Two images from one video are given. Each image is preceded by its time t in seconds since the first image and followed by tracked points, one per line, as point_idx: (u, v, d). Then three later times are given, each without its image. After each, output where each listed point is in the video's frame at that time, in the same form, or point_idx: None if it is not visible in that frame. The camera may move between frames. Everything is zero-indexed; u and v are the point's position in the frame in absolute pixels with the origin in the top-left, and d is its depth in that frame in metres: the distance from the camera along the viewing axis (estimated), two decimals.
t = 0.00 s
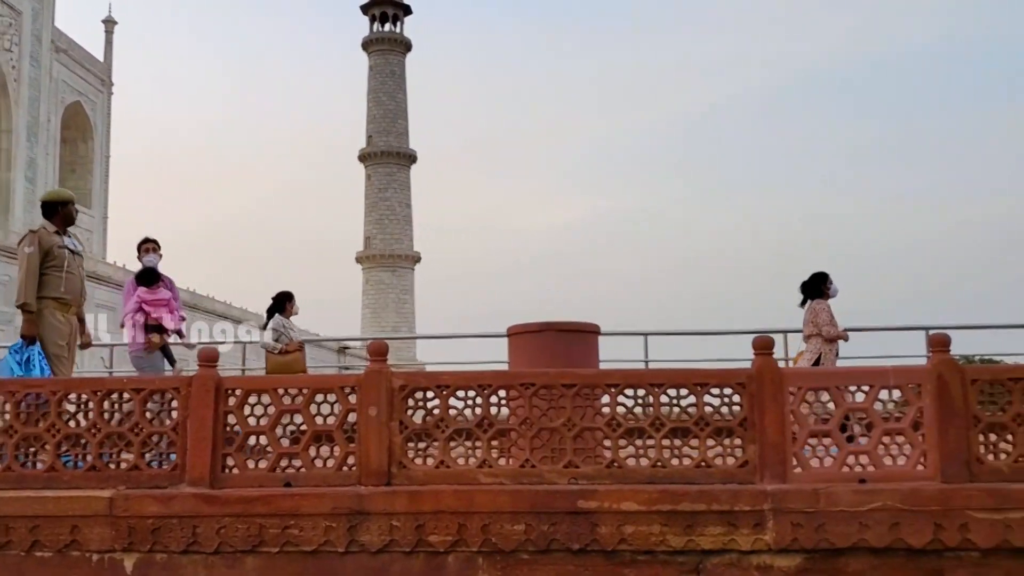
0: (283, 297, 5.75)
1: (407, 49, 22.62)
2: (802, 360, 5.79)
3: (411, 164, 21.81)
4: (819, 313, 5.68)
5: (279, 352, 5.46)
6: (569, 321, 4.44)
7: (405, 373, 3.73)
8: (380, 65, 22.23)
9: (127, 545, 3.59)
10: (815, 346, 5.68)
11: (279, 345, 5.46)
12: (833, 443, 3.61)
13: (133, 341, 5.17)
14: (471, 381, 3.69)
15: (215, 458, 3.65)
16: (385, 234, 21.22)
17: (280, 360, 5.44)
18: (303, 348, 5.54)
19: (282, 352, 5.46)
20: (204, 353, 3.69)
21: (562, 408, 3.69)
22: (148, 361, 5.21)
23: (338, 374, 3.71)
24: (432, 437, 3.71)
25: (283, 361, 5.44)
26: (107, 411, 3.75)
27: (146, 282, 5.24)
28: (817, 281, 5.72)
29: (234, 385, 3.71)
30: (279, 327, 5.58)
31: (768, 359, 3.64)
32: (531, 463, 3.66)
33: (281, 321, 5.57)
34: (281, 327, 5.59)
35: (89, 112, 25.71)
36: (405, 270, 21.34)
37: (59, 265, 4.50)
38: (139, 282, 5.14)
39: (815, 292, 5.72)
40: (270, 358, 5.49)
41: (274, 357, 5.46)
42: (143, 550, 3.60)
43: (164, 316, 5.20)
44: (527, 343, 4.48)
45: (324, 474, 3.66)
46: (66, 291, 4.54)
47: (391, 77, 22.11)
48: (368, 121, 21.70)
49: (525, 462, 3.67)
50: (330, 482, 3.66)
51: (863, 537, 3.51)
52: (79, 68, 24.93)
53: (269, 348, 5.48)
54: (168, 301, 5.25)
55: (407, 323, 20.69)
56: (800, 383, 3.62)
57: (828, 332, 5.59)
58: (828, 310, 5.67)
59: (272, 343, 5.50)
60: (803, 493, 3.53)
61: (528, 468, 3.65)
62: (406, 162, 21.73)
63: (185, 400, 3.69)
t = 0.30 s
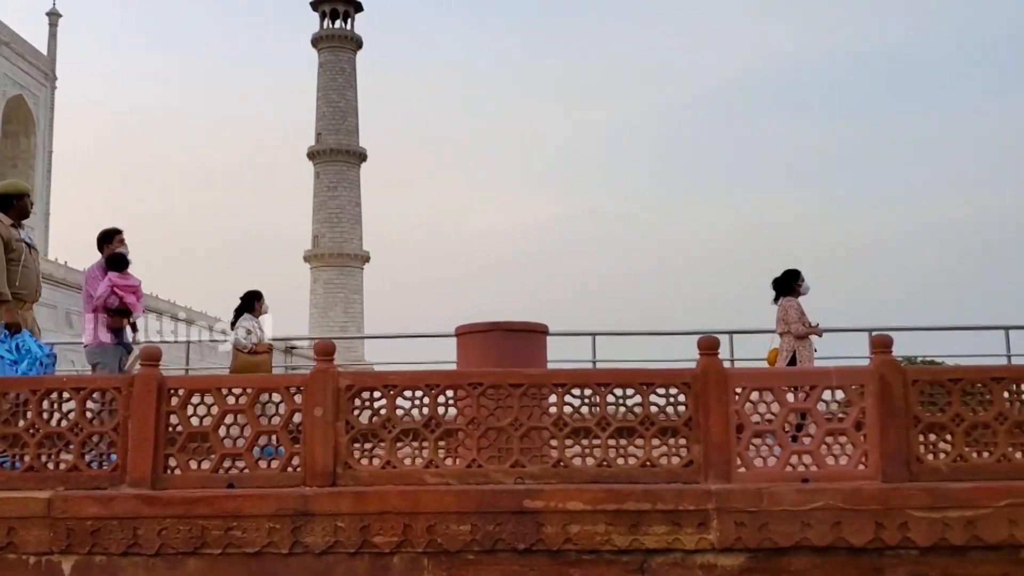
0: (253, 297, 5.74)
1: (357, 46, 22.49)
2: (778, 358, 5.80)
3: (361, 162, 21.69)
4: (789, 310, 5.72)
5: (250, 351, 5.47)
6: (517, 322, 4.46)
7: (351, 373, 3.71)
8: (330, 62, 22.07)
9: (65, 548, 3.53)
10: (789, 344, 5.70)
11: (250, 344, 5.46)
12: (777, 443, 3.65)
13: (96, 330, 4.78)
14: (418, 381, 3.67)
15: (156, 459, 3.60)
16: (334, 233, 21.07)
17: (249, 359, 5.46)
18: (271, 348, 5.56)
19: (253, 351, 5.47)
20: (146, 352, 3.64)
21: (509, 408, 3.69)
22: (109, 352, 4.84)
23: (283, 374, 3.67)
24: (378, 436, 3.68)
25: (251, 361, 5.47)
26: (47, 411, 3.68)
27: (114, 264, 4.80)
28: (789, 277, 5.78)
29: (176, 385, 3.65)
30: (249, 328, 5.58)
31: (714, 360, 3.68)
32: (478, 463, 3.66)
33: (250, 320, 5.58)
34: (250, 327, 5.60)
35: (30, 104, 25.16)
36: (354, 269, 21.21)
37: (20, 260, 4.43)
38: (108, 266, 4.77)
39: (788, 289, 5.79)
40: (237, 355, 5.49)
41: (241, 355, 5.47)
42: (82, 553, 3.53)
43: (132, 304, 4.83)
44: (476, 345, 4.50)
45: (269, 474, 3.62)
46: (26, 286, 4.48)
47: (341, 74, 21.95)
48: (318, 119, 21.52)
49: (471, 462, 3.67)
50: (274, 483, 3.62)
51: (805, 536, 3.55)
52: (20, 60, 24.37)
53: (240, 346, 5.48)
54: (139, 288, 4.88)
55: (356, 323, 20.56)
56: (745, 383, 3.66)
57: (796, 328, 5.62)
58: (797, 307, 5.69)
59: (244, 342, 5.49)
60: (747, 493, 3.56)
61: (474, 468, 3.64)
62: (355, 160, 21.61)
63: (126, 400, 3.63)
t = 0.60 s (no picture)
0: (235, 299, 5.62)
1: (319, 41, 22.32)
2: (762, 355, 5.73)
3: (321, 158, 21.57)
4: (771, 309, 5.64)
5: (229, 350, 5.34)
6: (479, 320, 4.42)
7: (310, 370, 3.65)
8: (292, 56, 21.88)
9: (13, 547, 3.44)
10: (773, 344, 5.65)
11: (229, 341, 5.33)
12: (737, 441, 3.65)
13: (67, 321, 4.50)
14: (378, 379, 3.63)
15: (107, 457, 3.52)
16: (294, 229, 20.89)
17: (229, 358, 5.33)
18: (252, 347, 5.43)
19: (233, 350, 5.35)
20: (98, 349, 3.55)
21: (469, 406, 3.66)
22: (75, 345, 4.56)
23: (239, 371, 3.60)
24: (336, 435, 3.63)
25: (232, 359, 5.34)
26: None
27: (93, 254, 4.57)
28: (777, 275, 5.71)
29: (129, 382, 3.57)
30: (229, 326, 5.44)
31: (675, 358, 3.67)
32: (437, 462, 3.62)
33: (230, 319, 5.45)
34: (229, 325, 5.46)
35: None
36: (314, 266, 21.05)
37: None
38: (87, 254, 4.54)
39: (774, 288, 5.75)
40: (217, 355, 5.36)
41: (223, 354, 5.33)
42: (30, 553, 3.45)
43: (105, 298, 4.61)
44: (438, 343, 4.45)
45: (223, 473, 3.55)
46: None
47: (303, 68, 21.78)
48: (279, 113, 21.32)
49: (431, 461, 3.62)
50: (229, 482, 3.55)
51: (765, 535, 3.55)
52: None
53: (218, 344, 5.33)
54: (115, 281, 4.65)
55: (316, 320, 20.41)
56: (705, 382, 3.66)
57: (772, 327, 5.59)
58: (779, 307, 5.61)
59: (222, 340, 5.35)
60: (707, 492, 3.56)
61: (434, 466, 3.60)
62: (316, 156, 21.45)
63: (77, 397, 3.55)
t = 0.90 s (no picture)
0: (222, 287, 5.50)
1: (286, 36, 22.16)
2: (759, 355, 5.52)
3: (289, 154, 21.43)
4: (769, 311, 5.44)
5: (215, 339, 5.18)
6: (446, 317, 4.39)
7: (273, 367, 3.60)
8: (259, 51, 21.70)
9: None
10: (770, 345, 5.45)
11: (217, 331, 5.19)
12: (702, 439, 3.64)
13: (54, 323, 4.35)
14: (341, 376, 3.59)
15: (63, 453, 3.45)
16: (260, 225, 20.72)
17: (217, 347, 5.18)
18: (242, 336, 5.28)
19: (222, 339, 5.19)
20: (54, 343, 3.48)
21: (435, 403, 3.62)
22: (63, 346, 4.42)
23: (200, 367, 3.55)
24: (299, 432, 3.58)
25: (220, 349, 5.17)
26: None
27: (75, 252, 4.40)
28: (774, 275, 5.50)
29: (86, 377, 3.51)
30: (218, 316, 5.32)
31: (641, 356, 3.66)
32: (402, 459, 3.58)
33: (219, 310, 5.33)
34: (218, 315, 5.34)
35: None
36: (280, 263, 20.90)
37: None
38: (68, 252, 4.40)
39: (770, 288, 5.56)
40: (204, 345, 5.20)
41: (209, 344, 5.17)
42: None
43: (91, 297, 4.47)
44: (404, 339, 4.41)
45: (183, 470, 3.50)
46: None
47: (269, 64, 21.63)
48: (246, 108, 21.13)
49: (395, 458, 3.59)
50: (188, 479, 3.50)
51: (729, 532, 3.55)
52: None
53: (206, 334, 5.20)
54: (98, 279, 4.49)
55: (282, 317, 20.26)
56: (671, 380, 3.65)
57: (768, 327, 5.38)
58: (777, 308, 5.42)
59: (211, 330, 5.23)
60: (672, 489, 3.55)
61: (399, 464, 3.56)
62: (283, 152, 21.30)
63: (32, 392, 3.48)
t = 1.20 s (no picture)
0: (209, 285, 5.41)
1: (252, 31, 22.02)
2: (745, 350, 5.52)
3: (254, 150, 21.34)
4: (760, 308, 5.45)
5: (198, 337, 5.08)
6: (409, 315, 4.38)
7: (232, 363, 3.58)
8: (224, 45, 21.54)
9: None
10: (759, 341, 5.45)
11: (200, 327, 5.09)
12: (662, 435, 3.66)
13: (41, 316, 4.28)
14: (303, 372, 3.57)
15: (17, 450, 3.41)
16: (225, 220, 20.59)
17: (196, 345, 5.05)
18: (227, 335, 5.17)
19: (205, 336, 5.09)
20: (9, 338, 3.43)
21: (397, 400, 3.61)
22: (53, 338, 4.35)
23: (158, 363, 3.51)
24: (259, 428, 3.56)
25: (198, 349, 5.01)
26: None
27: (55, 243, 4.31)
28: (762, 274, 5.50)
29: (41, 372, 3.47)
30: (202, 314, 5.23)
31: (603, 353, 3.66)
32: (363, 456, 3.57)
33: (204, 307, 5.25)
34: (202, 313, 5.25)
35: None
36: (246, 259, 20.82)
37: None
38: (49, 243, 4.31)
39: (760, 285, 5.59)
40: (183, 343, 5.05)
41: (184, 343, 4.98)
42: None
43: (77, 288, 4.39)
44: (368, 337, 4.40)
45: (140, 467, 3.47)
46: None
47: (235, 59, 21.48)
48: (211, 103, 20.97)
49: (356, 454, 3.58)
50: (145, 476, 3.47)
51: (689, 528, 3.57)
52: None
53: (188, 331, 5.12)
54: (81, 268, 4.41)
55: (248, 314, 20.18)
56: (632, 377, 3.66)
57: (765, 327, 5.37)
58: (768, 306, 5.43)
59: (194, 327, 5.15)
60: (632, 485, 3.56)
61: (360, 460, 3.55)
62: (248, 147, 21.18)
63: None
